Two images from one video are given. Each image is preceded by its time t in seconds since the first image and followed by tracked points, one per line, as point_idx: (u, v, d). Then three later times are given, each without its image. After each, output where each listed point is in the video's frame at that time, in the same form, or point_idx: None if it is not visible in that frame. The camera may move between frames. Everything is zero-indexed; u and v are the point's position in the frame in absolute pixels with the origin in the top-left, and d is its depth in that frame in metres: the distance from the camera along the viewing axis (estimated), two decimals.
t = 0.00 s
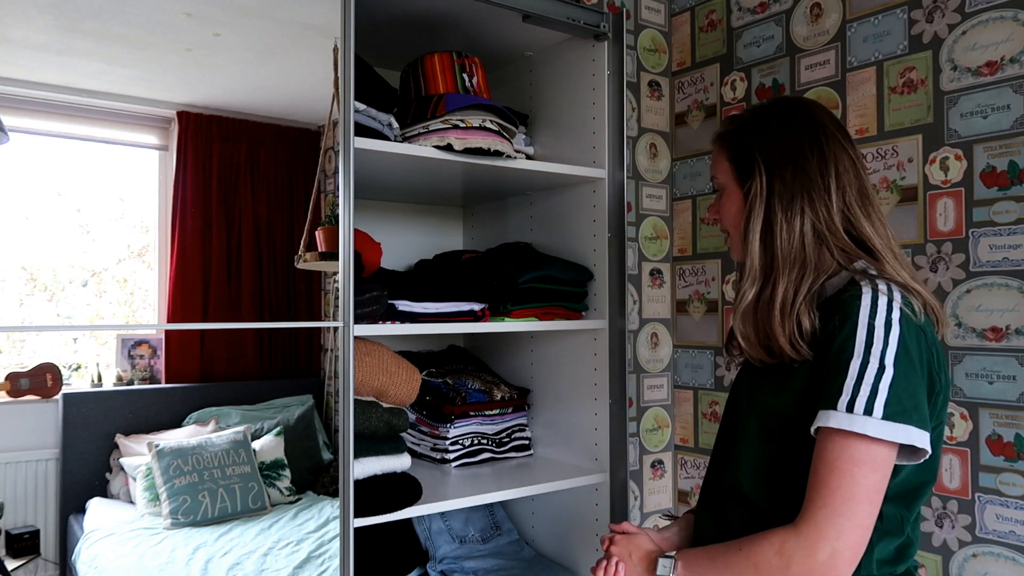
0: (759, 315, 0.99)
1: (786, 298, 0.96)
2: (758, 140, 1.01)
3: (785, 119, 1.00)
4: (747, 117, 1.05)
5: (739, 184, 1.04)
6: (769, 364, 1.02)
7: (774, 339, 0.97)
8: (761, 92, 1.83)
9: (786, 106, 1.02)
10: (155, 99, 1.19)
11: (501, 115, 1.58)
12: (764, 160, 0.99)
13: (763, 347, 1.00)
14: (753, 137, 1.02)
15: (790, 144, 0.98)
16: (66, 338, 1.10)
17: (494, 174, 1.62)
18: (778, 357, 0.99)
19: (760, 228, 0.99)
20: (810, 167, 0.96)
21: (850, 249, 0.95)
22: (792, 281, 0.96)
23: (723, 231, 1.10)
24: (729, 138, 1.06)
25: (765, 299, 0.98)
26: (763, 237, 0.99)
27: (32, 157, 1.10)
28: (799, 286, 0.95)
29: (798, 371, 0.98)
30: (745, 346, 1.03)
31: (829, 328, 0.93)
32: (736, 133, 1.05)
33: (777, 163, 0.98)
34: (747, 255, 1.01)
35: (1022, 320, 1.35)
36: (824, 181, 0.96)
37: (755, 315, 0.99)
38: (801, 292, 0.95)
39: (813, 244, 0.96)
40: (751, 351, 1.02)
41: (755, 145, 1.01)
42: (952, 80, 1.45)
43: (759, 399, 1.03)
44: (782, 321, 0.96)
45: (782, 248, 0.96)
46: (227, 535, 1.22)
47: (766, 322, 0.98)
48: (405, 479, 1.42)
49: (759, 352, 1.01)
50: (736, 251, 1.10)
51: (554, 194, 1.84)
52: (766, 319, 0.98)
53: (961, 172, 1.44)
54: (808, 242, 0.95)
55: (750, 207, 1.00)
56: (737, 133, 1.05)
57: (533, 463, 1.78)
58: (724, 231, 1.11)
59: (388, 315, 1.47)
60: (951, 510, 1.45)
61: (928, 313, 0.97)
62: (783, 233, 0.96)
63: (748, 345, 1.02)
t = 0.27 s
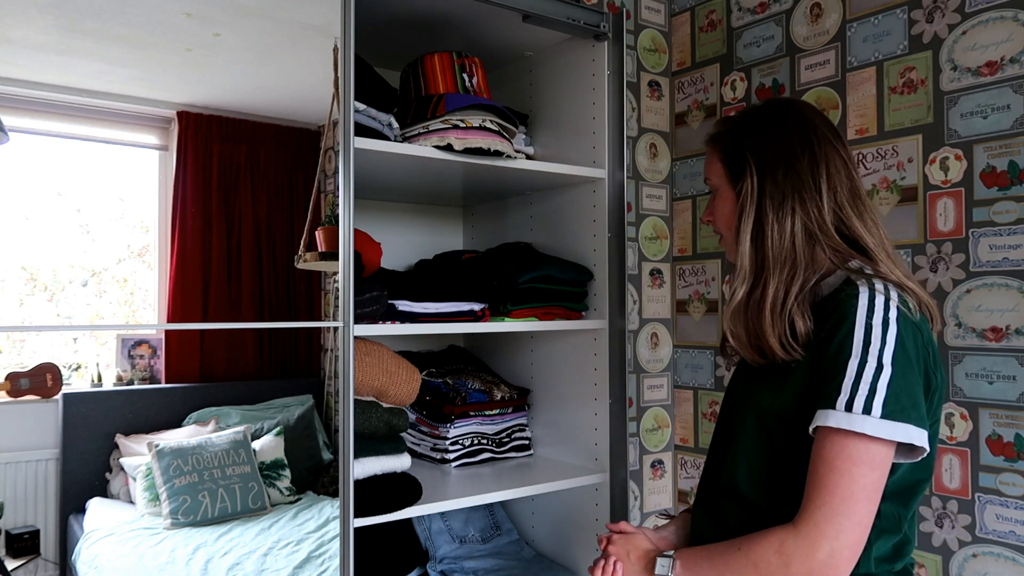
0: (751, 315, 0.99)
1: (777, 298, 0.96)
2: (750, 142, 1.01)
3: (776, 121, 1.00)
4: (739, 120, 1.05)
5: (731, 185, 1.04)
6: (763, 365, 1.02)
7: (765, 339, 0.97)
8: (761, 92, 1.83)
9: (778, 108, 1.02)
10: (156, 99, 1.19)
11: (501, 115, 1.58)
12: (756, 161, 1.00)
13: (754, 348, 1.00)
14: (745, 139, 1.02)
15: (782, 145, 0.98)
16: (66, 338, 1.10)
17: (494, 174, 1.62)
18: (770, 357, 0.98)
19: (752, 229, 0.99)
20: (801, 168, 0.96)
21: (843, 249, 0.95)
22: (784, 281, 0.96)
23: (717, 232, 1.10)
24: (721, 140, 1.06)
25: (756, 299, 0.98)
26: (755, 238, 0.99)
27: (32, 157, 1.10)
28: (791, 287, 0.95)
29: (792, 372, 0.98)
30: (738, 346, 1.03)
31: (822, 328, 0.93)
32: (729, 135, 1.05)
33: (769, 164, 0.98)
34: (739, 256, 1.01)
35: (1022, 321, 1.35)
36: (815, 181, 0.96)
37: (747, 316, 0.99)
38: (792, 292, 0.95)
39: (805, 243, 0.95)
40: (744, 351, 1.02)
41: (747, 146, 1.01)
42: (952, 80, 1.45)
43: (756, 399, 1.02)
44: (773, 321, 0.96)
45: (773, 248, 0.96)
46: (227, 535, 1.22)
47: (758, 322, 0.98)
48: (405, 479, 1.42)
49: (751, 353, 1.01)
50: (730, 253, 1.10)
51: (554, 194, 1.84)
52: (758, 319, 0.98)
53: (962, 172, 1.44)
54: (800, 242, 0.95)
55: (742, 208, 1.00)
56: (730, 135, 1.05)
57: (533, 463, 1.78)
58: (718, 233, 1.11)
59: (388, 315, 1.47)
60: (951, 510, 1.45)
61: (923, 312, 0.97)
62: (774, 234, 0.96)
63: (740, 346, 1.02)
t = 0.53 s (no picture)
0: (746, 317, 0.99)
1: (774, 300, 0.96)
2: (745, 143, 1.01)
3: (770, 121, 1.00)
4: (735, 120, 1.05)
5: (727, 186, 1.04)
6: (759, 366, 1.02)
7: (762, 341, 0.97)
8: (761, 92, 1.83)
9: (773, 108, 1.02)
10: (155, 99, 1.19)
11: (501, 115, 1.58)
12: (751, 162, 0.99)
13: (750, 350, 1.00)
14: (740, 140, 1.02)
15: (777, 146, 0.98)
16: (66, 338, 1.10)
17: (494, 174, 1.62)
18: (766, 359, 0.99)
19: (748, 231, 0.99)
20: (797, 169, 0.96)
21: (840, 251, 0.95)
22: (781, 283, 0.96)
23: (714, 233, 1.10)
24: (717, 141, 1.06)
25: (752, 301, 0.98)
26: (751, 239, 0.99)
27: (32, 157, 1.10)
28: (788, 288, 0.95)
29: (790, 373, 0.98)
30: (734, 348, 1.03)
31: (823, 330, 0.94)
32: (725, 136, 1.05)
33: (765, 165, 0.98)
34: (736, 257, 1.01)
35: (1022, 321, 1.35)
36: (812, 183, 0.96)
37: (743, 318, 0.99)
38: (789, 294, 0.95)
39: (802, 245, 0.95)
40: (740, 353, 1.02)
41: (742, 147, 1.01)
42: (952, 80, 1.45)
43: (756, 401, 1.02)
44: (770, 323, 0.96)
45: (770, 250, 0.96)
46: (227, 535, 1.23)
47: (754, 324, 0.98)
48: (405, 479, 1.42)
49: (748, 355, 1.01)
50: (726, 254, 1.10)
51: (554, 194, 1.84)
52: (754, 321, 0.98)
53: (961, 172, 1.44)
54: (797, 244, 0.95)
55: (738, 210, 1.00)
56: (725, 136, 1.05)
57: (533, 463, 1.78)
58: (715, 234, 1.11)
59: (388, 315, 1.47)
60: (951, 510, 1.45)
61: (922, 311, 0.97)
62: (770, 236, 0.96)
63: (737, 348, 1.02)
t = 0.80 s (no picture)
0: (749, 320, 0.99)
1: (775, 304, 0.96)
2: (751, 145, 1.01)
3: (776, 124, 1.00)
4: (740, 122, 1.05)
5: (733, 189, 1.04)
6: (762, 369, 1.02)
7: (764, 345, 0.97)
8: (761, 92, 1.83)
9: (780, 110, 1.02)
10: (155, 99, 1.19)
11: (501, 115, 1.58)
12: (756, 165, 0.99)
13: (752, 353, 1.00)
14: (746, 142, 1.02)
15: (782, 148, 0.98)
16: (66, 338, 1.10)
17: (494, 174, 1.62)
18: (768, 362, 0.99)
19: (752, 234, 0.99)
20: (802, 172, 0.96)
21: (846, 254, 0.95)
22: (783, 286, 0.96)
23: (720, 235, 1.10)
24: (723, 144, 1.06)
25: (753, 305, 0.98)
26: (754, 243, 0.99)
27: (31, 157, 1.10)
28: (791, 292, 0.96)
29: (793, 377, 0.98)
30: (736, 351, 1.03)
31: (830, 335, 0.94)
32: (730, 139, 1.05)
33: (770, 169, 0.98)
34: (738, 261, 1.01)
35: (1022, 320, 1.35)
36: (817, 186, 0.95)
37: (746, 322, 0.99)
38: (791, 298, 0.95)
39: (805, 249, 0.95)
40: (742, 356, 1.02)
41: (747, 150, 1.01)
42: (952, 80, 1.45)
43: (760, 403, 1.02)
44: (772, 327, 0.96)
45: (772, 254, 0.96)
46: (227, 535, 1.22)
47: (756, 328, 0.98)
48: (405, 479, 1.42)
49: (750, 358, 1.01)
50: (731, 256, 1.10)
51: (554, 194, 1.84)
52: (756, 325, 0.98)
53: (961, 172, 1.44)
54: (800, 248, 0.95)
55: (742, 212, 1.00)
56: (731, 139, 1.05)
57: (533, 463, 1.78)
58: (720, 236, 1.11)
59: (388, 315, 1.47)
60: (951, 510, 1.45)
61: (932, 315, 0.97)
62: (774, 239, 0.96)
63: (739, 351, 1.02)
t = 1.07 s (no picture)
0: (756, 321, 1.00)
1: (782, 305, 0.97)
2: (756, 145, 1.01)
3: (781, 124, 1.00)
4: (746, 121, 1.05)
5: (738, 188, 1.04)
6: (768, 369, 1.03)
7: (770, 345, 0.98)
8: (761, 92, 1.83)
9: (785, 109, 1.02)
10: (155, 99, 1.19)
11: (501, 115, 1.58)
12: (761, 166, 1.00)
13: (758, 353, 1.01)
14: (751, 141, 1.02)
15: (788, 148, 0.98)
16: (66, 338, 1.10)
17: (494, 174, 1.62)
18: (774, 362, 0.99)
19: (758, 235, 0.99)
20: (809, 172, 0.96)
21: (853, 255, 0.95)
22: (790, 287, 0.96)
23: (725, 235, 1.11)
24: (728, 143, 1.06)
25: (760, 305, 0.99)
26: (760, 243, 0.99)
27: (32, 157, 1.10)
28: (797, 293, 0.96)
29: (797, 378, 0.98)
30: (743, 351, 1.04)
31: (832, 336, 0.94)
32: (736, 139, 1.05)
33: (775, 169, 0.98)
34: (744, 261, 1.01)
35: (1021, 320, 1.35)
36: (823, 186, 0.96)
37: (752, 322, 1.00)
38: (797, 298, 0.95)
39: (812, 250, 0.96)
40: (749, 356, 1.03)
41: (753, 150, 1.01)
42: (952, 80, 1.45)
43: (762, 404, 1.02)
44: (778, 328, 0.97)
45: (779, 254, 0.97)
46: (227, 535, 1.23)
47: (763, 329, 0.98)
48: (405, 479, 1.42)
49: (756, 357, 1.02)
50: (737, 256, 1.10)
51: (554, 194, 1.84)
52: (763, 325, 0.99)
53: (961, 172, 1.44)
54: (807, 248, 0.96)
55: (748, 212, 1.00)
56: (736, 138, 1.05)
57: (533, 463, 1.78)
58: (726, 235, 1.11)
59: (388, 315, 1.47)
60: (951, 510, 1.45)
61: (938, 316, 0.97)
62: (780, 240, 0.97)
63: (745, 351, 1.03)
